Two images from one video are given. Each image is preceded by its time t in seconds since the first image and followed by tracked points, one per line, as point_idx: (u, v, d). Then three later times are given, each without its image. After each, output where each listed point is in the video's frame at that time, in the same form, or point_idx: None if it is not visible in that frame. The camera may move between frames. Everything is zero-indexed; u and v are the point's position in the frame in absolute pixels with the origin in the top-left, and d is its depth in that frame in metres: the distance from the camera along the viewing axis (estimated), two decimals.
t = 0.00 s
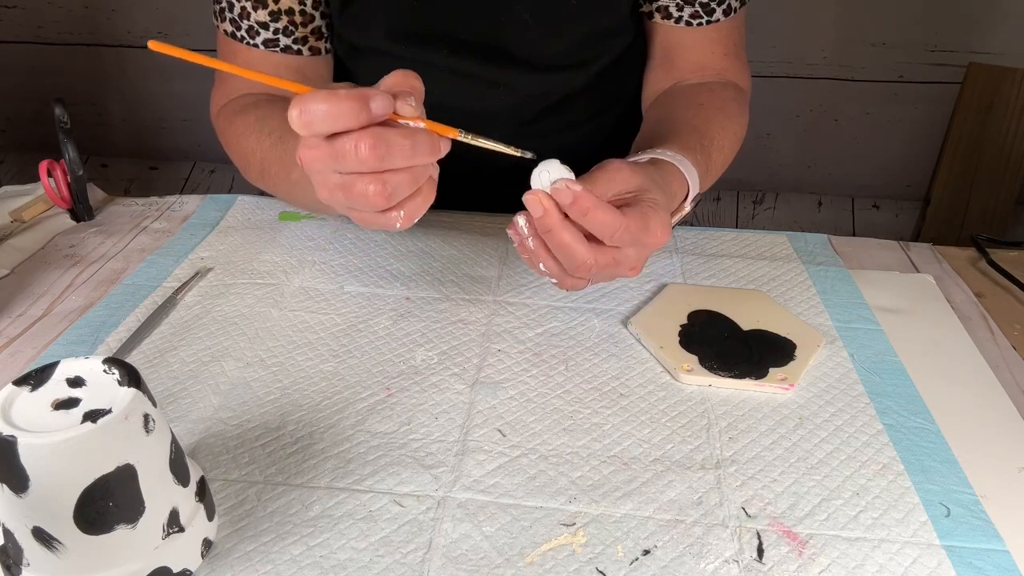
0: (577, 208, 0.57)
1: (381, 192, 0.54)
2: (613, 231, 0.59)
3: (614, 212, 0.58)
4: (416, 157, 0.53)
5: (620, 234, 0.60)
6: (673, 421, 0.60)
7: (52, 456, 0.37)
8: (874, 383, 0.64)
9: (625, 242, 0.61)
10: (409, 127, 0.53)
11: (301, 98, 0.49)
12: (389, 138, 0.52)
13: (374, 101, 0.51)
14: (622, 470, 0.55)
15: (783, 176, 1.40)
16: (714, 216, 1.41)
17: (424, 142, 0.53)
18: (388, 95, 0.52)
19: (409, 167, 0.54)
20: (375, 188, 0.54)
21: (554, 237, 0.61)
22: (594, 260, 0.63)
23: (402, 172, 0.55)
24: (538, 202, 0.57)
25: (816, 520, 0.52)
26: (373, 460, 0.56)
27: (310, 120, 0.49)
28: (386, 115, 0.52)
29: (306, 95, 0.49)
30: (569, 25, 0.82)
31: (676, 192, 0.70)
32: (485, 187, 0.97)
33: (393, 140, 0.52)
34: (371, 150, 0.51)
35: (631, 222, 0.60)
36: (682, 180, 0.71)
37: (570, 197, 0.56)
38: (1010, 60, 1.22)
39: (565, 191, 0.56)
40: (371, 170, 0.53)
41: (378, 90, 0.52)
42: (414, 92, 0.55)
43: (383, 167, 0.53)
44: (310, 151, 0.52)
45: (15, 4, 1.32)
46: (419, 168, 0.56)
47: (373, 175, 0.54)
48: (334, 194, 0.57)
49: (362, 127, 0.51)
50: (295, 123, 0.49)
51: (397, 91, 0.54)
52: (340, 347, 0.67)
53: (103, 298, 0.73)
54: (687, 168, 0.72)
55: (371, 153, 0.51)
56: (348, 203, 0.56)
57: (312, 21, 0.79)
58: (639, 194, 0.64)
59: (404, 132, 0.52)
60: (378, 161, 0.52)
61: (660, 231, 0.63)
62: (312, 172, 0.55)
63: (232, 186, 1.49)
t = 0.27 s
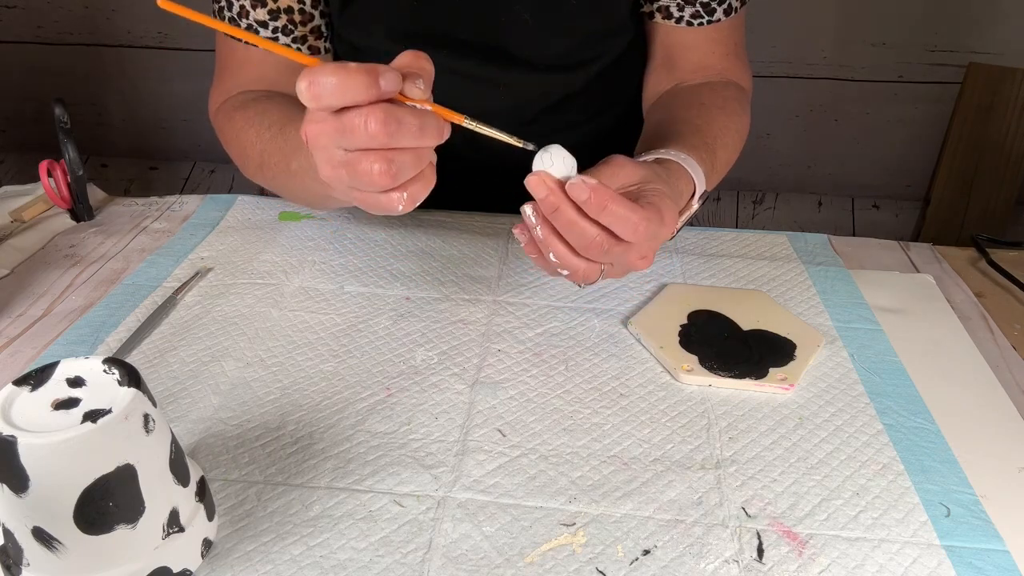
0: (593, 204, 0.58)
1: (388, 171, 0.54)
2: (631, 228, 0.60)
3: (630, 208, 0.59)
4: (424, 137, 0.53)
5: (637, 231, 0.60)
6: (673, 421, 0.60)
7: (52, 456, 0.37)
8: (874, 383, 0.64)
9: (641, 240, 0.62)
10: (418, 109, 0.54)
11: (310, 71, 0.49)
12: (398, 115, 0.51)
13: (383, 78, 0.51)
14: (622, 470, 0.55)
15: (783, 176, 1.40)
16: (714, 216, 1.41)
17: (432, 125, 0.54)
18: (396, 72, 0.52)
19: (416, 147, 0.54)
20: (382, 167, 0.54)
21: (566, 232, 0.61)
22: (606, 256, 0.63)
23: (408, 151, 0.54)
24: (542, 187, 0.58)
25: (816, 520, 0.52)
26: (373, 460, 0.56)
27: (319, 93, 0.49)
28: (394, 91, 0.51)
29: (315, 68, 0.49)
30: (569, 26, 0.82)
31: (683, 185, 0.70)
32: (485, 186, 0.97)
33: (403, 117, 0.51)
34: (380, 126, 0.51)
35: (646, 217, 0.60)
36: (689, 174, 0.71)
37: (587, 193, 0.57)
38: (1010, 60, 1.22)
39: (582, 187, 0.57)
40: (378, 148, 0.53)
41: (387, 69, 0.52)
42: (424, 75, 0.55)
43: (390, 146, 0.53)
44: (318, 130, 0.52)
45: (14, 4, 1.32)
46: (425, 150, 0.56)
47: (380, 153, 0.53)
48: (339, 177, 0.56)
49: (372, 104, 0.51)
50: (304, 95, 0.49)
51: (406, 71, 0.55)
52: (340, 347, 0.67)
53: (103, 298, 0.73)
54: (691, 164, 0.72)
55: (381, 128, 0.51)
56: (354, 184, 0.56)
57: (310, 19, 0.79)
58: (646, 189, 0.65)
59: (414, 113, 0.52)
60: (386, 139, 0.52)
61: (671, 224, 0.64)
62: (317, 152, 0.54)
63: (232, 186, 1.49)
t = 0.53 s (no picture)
0: (593, 181, 0.57)
1: (380, 170, 0.54)
2: (632, 202, 0.59)
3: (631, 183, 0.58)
4: (412, 132, 0.53)
5: (639, 207, 0.60)
6: (673, 421, 0.60)
7: (52, 456, 0.37)
8: (874, 383, 0.64)
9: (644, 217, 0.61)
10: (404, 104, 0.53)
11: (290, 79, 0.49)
12: (382, 113, 0.51)
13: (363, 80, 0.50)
14: (622, 470, 0.55)
15: (783, 176, 1.40)
16: (714, 216, 1.41)
17: (419, 117, 0.53)
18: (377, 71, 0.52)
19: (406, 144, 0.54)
20: (375, 166, 0.54)
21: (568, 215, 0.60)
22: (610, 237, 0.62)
23: (398, 149, 0.54)
24: (543, 175, 0.57)
25: (816, 520, 0.52)
26: (373, 460, 0.56)
27: (300, 100, 0.49)
28: (377, 90, 0.51)
29: (294, 75, 0.49)
30: (569, 26, 0.82)
31: (685, 185, 0.69)
32: (485, 186, 0.97)
33: (387, 115, 0.51)
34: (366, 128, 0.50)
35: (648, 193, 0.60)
36: (690, 173, 0.70)
37: (587, 169, 0.56)
38: (1010, 60, 1.22)
39: (582, 164, 0.56)
40: (368, 149, 0.52)
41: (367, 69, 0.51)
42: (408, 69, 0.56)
43: (379, 145, 0.52)
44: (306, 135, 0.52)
45: (15, 4, 1.32)
46: (417, 145, 0.55)
47: (371, 154, 0.53)
48: (336, 179, 0.56)
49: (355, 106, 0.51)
50: (285, 104, 0.49)
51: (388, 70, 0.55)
52: (340, 347, 0.67)
53: (103, 298, 0.73)
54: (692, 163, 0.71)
55: (366, 130, 0.50)
56: (350, 186, 0.56)
57: (312, 21, 0.79)
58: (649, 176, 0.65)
59: (397, 109, 0.52)
60: (375, 138, 0.51)
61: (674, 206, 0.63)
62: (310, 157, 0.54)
63: (232, 186, 1.49)
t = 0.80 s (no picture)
0: (616, 167, 0.60)
1: (363, 185, 0.55)
2: (658, 173, 0.62)
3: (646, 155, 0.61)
4: (395, 149, 0.54)
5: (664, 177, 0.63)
6: (673, 421, 0.60)
7: (52, 456, 0.37)
8: (874, 383, 0.64)
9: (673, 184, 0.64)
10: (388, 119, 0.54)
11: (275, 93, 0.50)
12: (364, 133, 0.52)
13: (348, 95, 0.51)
14: (622, 470, 0.55)
15: (783, 176, 1.41)
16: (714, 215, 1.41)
17: (402, 134, 0.53)
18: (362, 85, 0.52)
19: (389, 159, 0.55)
20: (358, 181, 0.55)
21: (611, 229, 0.63)
22: (654, 235, 0.65)
23: (381, 165, 0.55)
24: (561, 199, 0.62)
25: (816, 520, 0.52)
26: (373, 460, 0.56)
27: (283, 116, 0.50)
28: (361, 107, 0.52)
29: (279, 91, 0.50)
30: (568, 26, 0.82)
31: (685, 156, 0.67)
32: (485, 186, 0.97)
33: (369, 134, 0.52)
34: (347, 146, 0.52)
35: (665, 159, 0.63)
36: (687, 147, 0.68)
37: (605, 158, 0.59)
38: (1011, 60, 1.22)
39: (598, 153, 0.59)
40: (351, 165, 0.54)
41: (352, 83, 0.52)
42: (392, 83, 0.55)
43: (362, 162, 0.54)
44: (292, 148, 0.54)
45: (15, 4, 1.32)
46: (401, 160, 0.56)
47: (354, 169, 0.55)
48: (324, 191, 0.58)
49: (337, 123, 0.52)
50: (269, 119, 0.50)
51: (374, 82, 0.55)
52: (340, 347, 0.67)
53: (103, 298, 0.73)
54: (691, 140, 0.69)
55: (347, 148, 0.52)
56: (336, 198, 0.58)
57: (312, 22, 0.79)
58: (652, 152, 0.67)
59: (379, 127, 0.52)
60: (356, 156, 0.53)
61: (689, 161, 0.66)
62: (298, 169, 0.56)
63: (232, 186, 1.49)
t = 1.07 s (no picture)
0: (609, 196, 0.58)
1: (349, 187, 0.55)
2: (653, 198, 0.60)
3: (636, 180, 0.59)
4: (381, 150, 0.54)
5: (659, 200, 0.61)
6: (673, 421, 0.60)
7: (52, 456, 0.37)
8: (874, 383, 0.64)
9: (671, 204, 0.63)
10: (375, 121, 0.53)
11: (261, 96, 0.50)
12: (350, 135, 0.52)
13: (334, 97, 0.51)
14: (622, 470, 0.55)
15: (783, 176, 1.41)
16: (714, 216, 1.41)
17: (387, 135, 0.53)
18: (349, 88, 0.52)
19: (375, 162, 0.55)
20: (345, 183, 0.55)
21: (619, 254, 0.63)
22: (660, 253, 0.66)
23: (369, 167, 0.55)
24: (566, 231, 0.61)
25: (816, 520, 0.52)
26: (373, 460, 0.56)
27: (269, 118, 0.50)
28: (349, 109, 0.51)
29: (266, 94, 0.50)
30: (568, 25, 0.82)
31: (685, 159, 0.69)
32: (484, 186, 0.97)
33: (355, 137, 0.52)
34: (332, 149, 0.52)
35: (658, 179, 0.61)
36: (688, 148, 0.70)
37: (597, 188, 0.57)
38: (1011, 60, 1.22)
39: (588, 183, 0.57)
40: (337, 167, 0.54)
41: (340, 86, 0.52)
42: (380, 84, 0.54)
43: (348, 164, 0.54)
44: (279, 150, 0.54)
45: (14, 4, 1.32)
46: (388, 162, 0.56)
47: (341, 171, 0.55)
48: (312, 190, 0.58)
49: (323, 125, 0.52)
50: (256, 121, 0.50)
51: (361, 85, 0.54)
52: (340, 347, 0.67)
53: (103, 298, 0.73)
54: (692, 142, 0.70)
55: (333, 150, 0.52)
56: (323, 198, 0.58)
57: (311, 22, 0.78)
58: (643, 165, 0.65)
59: (365, 128, 0.52)
60: (341, 159, 0.53)
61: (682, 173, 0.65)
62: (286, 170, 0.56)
63: (232, 186, 1.49)
